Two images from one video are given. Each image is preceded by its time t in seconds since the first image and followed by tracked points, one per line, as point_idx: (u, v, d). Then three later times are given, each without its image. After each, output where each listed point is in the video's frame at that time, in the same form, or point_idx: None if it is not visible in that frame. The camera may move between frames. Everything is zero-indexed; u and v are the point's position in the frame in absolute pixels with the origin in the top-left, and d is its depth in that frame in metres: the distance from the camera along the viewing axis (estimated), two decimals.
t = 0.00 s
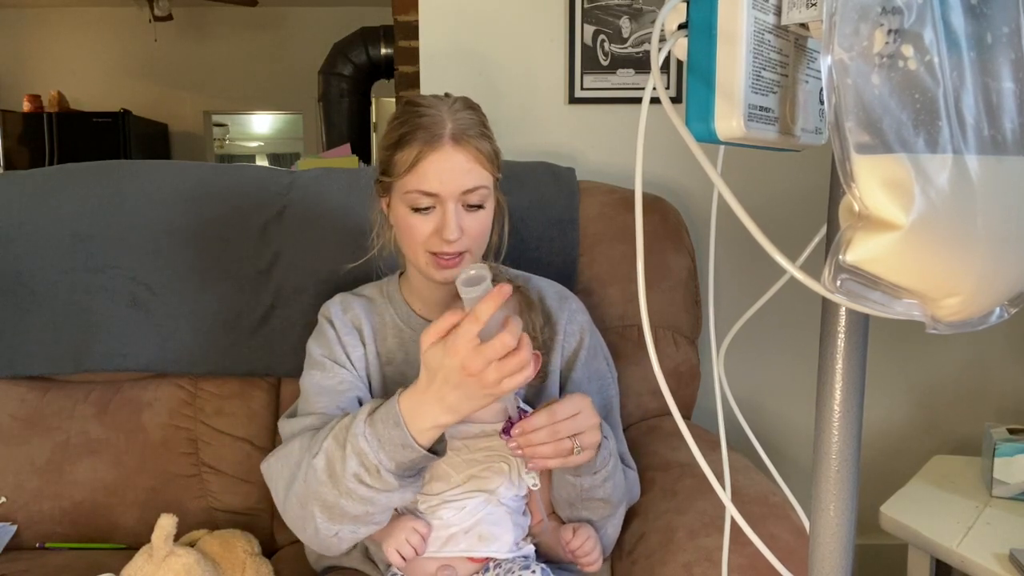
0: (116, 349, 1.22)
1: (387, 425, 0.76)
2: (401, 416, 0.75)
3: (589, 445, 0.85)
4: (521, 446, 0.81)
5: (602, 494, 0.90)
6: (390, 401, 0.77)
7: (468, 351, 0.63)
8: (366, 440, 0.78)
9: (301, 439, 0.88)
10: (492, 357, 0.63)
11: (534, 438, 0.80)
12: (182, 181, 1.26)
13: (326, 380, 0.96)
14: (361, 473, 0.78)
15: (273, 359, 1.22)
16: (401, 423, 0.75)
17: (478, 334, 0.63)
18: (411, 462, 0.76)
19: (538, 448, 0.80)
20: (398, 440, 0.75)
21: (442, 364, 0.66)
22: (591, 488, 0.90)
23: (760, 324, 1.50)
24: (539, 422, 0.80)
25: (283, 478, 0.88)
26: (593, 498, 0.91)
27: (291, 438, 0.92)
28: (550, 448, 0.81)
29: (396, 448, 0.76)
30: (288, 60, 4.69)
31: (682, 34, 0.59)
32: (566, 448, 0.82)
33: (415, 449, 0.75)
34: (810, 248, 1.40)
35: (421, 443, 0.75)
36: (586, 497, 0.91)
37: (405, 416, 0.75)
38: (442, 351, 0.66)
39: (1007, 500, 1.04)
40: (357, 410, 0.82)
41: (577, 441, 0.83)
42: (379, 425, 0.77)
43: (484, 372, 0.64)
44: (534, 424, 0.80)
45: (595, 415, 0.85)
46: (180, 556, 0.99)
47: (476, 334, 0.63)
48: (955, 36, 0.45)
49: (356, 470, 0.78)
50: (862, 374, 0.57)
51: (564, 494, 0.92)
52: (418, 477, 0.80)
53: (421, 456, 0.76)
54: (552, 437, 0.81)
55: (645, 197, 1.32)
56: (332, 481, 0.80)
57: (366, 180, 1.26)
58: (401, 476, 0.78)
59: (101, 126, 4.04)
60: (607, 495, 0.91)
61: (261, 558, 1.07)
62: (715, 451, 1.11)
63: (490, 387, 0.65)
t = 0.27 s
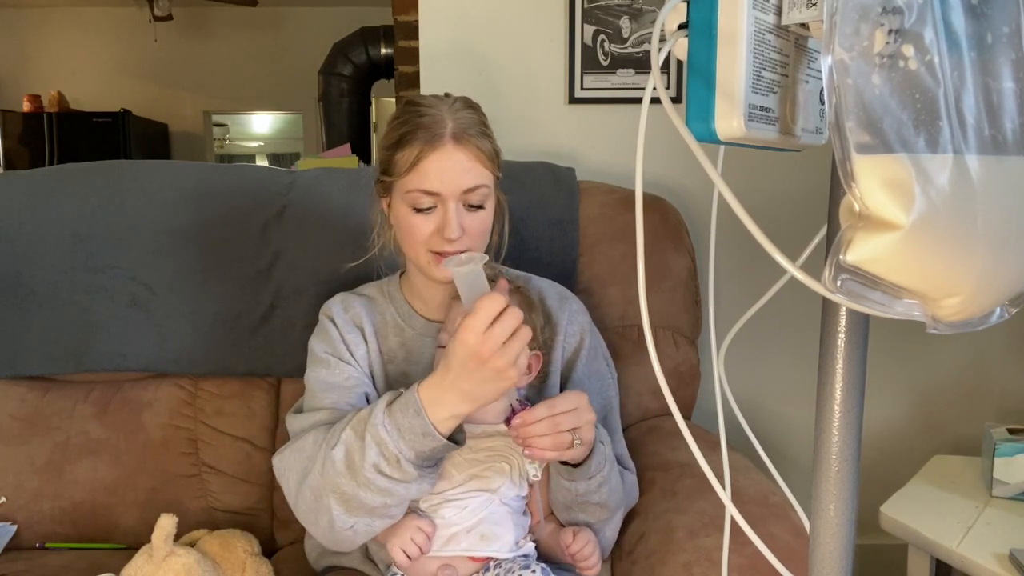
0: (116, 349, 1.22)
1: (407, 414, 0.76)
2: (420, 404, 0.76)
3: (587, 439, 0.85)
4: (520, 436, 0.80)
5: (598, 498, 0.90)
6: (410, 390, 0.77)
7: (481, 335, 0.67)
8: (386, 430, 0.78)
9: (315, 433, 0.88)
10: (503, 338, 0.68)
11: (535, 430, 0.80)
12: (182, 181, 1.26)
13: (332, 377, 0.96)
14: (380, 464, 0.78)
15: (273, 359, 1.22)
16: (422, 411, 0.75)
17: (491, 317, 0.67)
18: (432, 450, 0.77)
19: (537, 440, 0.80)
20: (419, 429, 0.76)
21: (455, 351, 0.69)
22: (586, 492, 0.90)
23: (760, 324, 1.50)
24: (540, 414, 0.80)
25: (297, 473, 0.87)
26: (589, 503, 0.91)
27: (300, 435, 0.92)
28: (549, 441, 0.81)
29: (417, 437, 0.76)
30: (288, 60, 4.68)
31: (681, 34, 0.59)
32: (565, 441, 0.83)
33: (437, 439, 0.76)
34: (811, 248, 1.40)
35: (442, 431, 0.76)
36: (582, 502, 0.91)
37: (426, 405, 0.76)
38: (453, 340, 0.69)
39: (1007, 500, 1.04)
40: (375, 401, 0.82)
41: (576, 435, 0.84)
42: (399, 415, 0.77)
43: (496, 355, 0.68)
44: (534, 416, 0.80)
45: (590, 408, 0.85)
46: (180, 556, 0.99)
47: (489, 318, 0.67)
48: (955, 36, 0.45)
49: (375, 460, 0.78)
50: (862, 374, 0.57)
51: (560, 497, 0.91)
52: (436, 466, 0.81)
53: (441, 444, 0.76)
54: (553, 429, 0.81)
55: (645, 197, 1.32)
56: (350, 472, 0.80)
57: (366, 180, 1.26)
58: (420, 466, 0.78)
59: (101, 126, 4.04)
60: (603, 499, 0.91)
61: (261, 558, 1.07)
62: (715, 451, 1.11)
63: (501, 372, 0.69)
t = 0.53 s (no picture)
0: (116, 349, 1.22)
1: (415, 418, 0.76)
2: (427, 411, 0.75)
3: (594, 435, 0.85)
4: (532, 440, 0.81)
5: (599, 497, 0.90)
6: (418, 395, 0.77)
7: (487, 350, 0.67)
8: (393, 434, 0.78)
9: (320, 434, 0.88)
10: (509, 355, 0.68)
11: (544, 431, 0.80)
12: (182, 181, 1.26)
13: (334, 377, 0.96)
14: (386, 468, 0.78)
15: (273, 359, 1.22)
16: (430, 416, 0.75)
17: (499, 332, 0.67)
18: (437, 456, 0.77)
19: (546, 441, 0.81)
20: (426, 434, 0.76)
21: (462, 360, 0.69)
22: (587, 492, 0.90)
23: (760, 324, 1.50)
24: (547, 415, 0.81)
25: (300, 474, 0.87)
26: (589, 502, 0.91)
27: (302, 436, 0.92)
28: (558, 439, 0.81)
29: (423, 441, 0.76)
30: (288, 60, 4.69)
31: (681, 34, 0.59)
32: (574, 438, 0.82)
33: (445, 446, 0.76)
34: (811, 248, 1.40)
35: (449, 438, 0.75)
36: (582, 501, 0.91)
37: (433, 410, 0.75)
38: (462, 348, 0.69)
39: (1007, 500, 1.04)
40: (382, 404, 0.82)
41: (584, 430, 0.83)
42: (407, 419, 0.77)
43: (502, 370, 0.68)
44: (543, 417, 0.80)
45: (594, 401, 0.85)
46: (180, 556, 0.99)
47: (497, 331, 0.67)
48: (955, 36, 0.45)
49: (381, 463, 0.78)
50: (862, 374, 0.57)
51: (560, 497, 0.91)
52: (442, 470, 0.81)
53: (448, 450, 0.76)
54: (561, 428, 0.81)
55: (645, 197, 1.32)
56: (355, 475, 0.80)
57: (366, 180, 1.26)
58: (425, 471, 0.78)
59: (101, 126, 4.04)
60: (604, 499, 0.91)
61: (261, 558, 1.07)
62: (715, 451, 1.11)
63: (506, 388, 0.69)
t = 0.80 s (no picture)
0: (116, 349, 1.22)
1: (423, 407, 0.77)
2: (438, 396, 0.76)
3: (596, 434, 0.85)
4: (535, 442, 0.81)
5: (596, 499, 0.90)
6: (427, 384, 0.78)
7: (482, 352, 0.68)
8: (403, 422, 0.78)
9: (322, 432, 0.88)
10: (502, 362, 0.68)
11: (548, 430, 0.80)
12: (182, 181, 1.26)
13: (334, 375, 0.96)
14: (394, 457, 0.78)
15: (273, 359, 1.22)
16: (440, 404, 0.76)
17: (496, 336, 0.68)
18: (446, 445, 0.77)
19: (550, 441, 0.81)
20: (435, 421, 0.76)
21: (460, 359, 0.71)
22: (585, 494, 0.90)
23: (761, 324, 1.50)
24: (550, 415, 0.81)
25: (303, 472, 0.87)
26: (587, 503, 0.91)
27: (303, 436, 0.92)
28: (561, 438, 0.81)
29: (432, 430, 0.76)
30: (288, 60, 4.69)
31: (681, 34, 0.59)
32: (576, 436, 0.82)
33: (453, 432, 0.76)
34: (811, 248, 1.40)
35: (458, 426, 0.75)
36: (580, 502, 0.91)
37: (442, 398, 0.76)
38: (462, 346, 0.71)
39: (1008, 500, 1.04)
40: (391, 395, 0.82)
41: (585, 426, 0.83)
42: (415, 408, 0.77)
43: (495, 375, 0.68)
44: (546, 417, 0.80)
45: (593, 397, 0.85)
46: (180, 556, 0.99)
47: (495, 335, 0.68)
48: (955, 36, 0.45)
49: (389, 452, 0.78)
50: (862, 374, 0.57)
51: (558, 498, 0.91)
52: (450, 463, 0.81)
53: (457, 439, 0.76)
54: (563, 428, 0.81)
55: (645, 197, 1.32)
56: (363, 464, 0.80)
57: (366, 180, 1.26)
58: (434, 460, 0.78)
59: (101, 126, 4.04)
60: (602, 500, 0.91)
61: (261, 558, 1.07)
62: (715, 451, 1.11)
63: (495, 392, 0.70)
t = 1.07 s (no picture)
0: (116, 349, 1.22)
1: (423, 407, 0.77)
2: (436, 399, 0.76)
3: (594, 435, 0.85)
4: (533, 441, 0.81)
5: (594, 500, 0.90)
6: (426, 384, 0.78)
7: (495, 346, 0.67)
8: (402, 422, 0.78)
9: (323, 432, 0.89)
10: (515, 354, 0.68)
11: (546, 430, 0.80)
12: (182, 181, 1.26)
13: (334, 374, 0.96)
14: (394, 457, 0.79)
15: (273, 359, 1.22)
16: (439, 404, 0.75)
17: (507, 329, 0.67)
18: (445, 445, 0.77)
19: (548, 440, 0.81)
20: (435, 422, 0.76)
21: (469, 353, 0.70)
22: (583, 495, 0.90)
23: (761, 324, 1.50)
24: (548, 415, 0.80)
25: (304, 473, 0.87)
26: (585, 505, 0.91)
27: (304, 435, 0.92)
28: (559, 438, 0.81)
29: (432, 430, 0.76)
30: (288, 60, 4.69)
31: (681, 34, 0.59)
32: (575, 437, 0.82)
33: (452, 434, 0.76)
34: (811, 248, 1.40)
35: (458, 426, 0.75)
36: (579, 504, 0.91)
37: (441, 398, 0.76)
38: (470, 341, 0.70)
39: (1008, 500, 1.04)
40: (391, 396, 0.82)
41: (583, 426, 0.83)
42: (415, 408, 0.77)
43: (507, 367, 0.68)
44: (544, 417, 0.80)
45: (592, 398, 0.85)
46: (180, 556, 0.99)
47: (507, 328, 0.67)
48: (955, 36, 0.45)
49: (389, 453, 0.78)
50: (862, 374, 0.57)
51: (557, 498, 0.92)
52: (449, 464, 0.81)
53: (456, 440, 0.76)
54: (561, 428, 0.80)
55: (645, 197, 1.32)
56: (363, 465, 0.80)
57: (366, 180, 1.26)
58: (433, 461, 0.78)
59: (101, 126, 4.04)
60: (600, 502, 0.91)
61: (261, 558, 1.07)
62: (715, 450, 1.11)
63: (505, 385, 0.69)
